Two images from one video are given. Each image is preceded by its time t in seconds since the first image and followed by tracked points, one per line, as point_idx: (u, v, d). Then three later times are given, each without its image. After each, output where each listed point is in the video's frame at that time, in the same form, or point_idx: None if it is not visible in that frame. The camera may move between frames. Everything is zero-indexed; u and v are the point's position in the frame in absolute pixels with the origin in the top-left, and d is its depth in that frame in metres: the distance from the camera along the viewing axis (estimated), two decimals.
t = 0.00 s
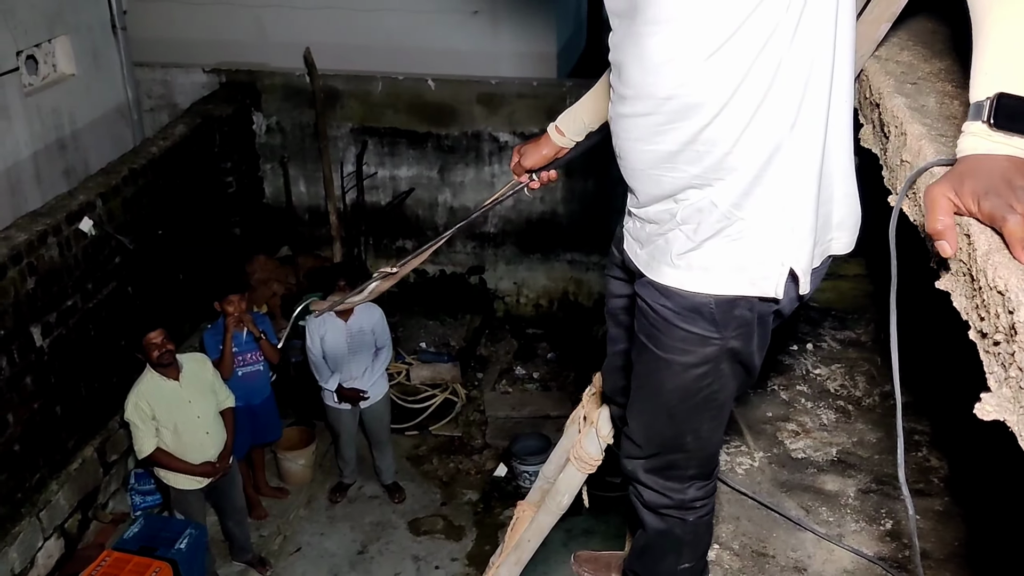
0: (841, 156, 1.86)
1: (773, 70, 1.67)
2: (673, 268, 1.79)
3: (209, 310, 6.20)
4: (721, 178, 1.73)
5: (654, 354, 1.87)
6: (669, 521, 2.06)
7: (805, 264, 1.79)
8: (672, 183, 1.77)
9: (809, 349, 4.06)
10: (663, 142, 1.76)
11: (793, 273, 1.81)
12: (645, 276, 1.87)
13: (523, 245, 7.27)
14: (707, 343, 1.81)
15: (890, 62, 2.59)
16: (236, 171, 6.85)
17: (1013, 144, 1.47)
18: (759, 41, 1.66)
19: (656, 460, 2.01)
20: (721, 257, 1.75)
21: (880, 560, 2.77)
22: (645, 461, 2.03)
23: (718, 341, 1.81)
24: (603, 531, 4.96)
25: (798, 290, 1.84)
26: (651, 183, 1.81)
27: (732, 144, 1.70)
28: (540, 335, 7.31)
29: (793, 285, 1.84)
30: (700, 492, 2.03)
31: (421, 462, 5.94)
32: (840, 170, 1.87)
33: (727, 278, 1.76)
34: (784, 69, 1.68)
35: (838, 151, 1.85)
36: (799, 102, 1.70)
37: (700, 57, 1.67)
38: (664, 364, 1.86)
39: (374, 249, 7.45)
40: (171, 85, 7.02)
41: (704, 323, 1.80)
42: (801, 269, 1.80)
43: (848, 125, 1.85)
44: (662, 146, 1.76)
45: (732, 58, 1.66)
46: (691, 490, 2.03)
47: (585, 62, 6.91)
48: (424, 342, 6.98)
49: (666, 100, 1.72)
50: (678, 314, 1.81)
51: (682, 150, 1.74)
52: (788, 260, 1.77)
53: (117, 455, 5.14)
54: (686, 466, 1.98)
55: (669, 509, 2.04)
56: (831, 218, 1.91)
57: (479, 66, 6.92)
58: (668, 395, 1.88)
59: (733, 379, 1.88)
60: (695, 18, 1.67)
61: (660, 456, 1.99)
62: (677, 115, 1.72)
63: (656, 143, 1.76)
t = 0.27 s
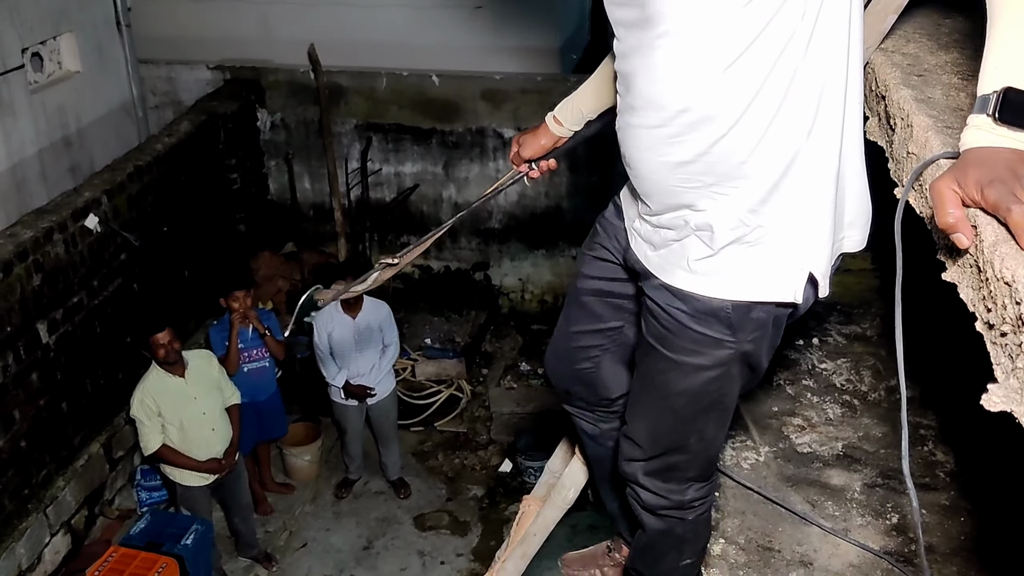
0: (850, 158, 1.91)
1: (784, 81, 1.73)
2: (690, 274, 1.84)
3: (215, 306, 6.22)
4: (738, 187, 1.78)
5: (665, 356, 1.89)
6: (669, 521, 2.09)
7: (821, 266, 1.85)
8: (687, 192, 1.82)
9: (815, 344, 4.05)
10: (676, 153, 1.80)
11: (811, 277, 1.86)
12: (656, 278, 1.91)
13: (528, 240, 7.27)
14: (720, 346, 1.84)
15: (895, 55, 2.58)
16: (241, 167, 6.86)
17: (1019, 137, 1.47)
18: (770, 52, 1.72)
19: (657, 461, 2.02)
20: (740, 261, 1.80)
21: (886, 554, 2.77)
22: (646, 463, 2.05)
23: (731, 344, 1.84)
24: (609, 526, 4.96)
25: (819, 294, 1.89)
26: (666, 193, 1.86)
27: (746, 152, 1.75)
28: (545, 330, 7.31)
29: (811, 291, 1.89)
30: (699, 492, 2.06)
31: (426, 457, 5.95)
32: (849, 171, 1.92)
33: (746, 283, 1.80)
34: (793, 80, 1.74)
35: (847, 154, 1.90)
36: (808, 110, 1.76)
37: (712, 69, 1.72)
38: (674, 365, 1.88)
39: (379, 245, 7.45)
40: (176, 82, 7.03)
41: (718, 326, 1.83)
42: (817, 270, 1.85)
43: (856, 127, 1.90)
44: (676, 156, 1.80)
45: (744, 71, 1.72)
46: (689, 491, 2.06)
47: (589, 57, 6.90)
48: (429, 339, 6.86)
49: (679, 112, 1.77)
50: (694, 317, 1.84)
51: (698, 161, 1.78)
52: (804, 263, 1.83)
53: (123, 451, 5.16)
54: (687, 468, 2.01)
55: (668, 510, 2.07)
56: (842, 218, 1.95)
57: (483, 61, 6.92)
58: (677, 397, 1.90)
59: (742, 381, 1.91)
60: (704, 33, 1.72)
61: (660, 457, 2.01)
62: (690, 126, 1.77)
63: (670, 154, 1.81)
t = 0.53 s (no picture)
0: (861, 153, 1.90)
1: (802, 85, 1.71)
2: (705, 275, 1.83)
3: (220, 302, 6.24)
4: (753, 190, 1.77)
5: (675, 351, 1.90)
6: (672, 516, 2.13)
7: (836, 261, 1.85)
8: (703, 195, 1.80)
9: (819, 337, 4.05)
10: (692, 157, 1.77)
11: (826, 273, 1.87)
12: (667, 272, 1.89)
13: (532, 235, 7.27)
14: (734, 341, 1.85)
15: (900, 46, 2.57)
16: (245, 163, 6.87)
17: None
18: (787, 57, 1.70)
19: (658, 458, 2.06)
20: (756, 264, 1.79)
21: (890, 547, 2.77)
22: (647, 463, 2.09)
23: (745, 339, 1.85)
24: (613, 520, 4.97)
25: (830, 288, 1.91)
26: (680, 197, 1.83)
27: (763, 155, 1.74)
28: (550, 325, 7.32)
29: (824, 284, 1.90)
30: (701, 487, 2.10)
31: (431, 452, 5.97)
32: (861, 165, 1.91)
33: (764, 283, 1.80)
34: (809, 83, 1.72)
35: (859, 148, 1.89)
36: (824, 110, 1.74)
37: (728, 73, 1.69)
38: (685, 362, 1.90)
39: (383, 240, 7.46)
40: (179, 78, 7.04)
41: (733, 322, 1.84)
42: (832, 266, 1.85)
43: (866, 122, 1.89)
44: (692, 159, 1.77)
45: (761, 76, 1.69)
46: (692, 487, 2.10)
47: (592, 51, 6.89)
48: (432, 332, 6.97)
49: (695, 116, 1.74)
50: (708, 314, 1.84)
51: (714, 167, 1.76)
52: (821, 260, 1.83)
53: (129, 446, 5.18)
54: (689, 466, 2.05)
55: (671, 506, 2.12)
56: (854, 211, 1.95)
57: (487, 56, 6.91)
58: (686, 393, 1.93)
59: (751, 376, 1.94)
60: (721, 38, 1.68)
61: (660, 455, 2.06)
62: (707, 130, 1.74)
63: (686, 158, 1.77)
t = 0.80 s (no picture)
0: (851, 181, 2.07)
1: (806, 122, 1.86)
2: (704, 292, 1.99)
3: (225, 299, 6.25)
4: (749, 214, 1.94)
5: (662, 365, 2.04)
6: (642, 527, 2.23)
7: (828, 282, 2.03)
8: (708, 219, 1.95)
9: (825, 333, 4.04)
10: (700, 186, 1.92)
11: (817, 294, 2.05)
12: (660, 287, 2.06)
13: (537, 232, 7.26)
14: (720, 357, 2.02)
15: (906, 41, 2.56)
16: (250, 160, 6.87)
17: None
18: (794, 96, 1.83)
19: (625, 474, 2.14)
20: (749, 282, 1.97)
21: (896, 544, 2.77)
22: (612, 479, 2.16)
23: (730, 355, 2.02)
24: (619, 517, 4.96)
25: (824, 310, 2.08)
26: (688, 220, 1.97)
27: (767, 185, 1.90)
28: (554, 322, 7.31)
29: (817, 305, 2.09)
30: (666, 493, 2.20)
31: (436, 448, 5.97)
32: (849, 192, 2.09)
33: (762, 301, 1.97)
34: (808, 121, 1.87)
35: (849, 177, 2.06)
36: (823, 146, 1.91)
37: (740, 110, 1.83)
38: (668, 374, 2.03)
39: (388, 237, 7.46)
40: (184, 75, 7.04)
41: (720, 339, 2.01)
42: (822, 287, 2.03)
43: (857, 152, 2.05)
44: (701, 187, 1.91)
45: (766, 114, 1.83)
46: (656, 497, 2.20)
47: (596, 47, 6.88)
48: (437, 330, 6.95)
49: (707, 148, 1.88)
50: (697, 329, 2.01)
51: (717, 193, 1.91)
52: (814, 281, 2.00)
53: (135, 443, 5.20)
54: (656, 479, 2.15)
55: (640, 517, 2.21)
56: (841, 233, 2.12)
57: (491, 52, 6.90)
58: (670, 402, 2.05)
59: (733, 389, 2.09)
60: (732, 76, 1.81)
61: (626, 471, 2.14)
62: (717, 162, 1.88)
63: (696, 185, 1.91)
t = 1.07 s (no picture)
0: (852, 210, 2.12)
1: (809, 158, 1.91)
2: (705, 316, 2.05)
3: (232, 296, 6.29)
4: (756, 244, 2.01)
5: (655, 382, 2.10)
6: (626, 536, 2.35)
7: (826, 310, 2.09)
8: (711, 249, 2.01)
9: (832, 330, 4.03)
10: (704, 217, 1.97)
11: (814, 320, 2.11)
12: (660, 310, 2.13)
13: (543, 229, 7.25)
14: (715, 378, 2.08)
15: (914, 37, 2.56)
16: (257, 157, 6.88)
17: None
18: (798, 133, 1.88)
19: (608, 489, 2.23)
20: (754, 309, 2.03)
21: (903, 540, 2.77)
22: (596, 494, 2.24)
23: (724, 376, 2.08)
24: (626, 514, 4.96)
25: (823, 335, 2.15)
26: (691, 249, 2.03)
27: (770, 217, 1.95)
28: (560, 318, 7.31)
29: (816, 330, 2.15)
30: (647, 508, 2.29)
31: (442, 445, 5.98)
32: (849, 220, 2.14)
33: (762, 327, 2.03)
34: (817, 159, 1.93)
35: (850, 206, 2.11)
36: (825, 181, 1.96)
37: (745, 146, 1.88)
38: (659, 391, 2.09)
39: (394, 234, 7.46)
40: (190, 72, 7.05)
41: (715, 360, 2.06)
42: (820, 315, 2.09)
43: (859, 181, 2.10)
44: (705, 218, 1.97)
45: (771, 150, 1.88)
46: (636, 512, 2.29)
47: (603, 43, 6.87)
48: (443, 327, 6.99)
49: (712, 181, 1.93)
50: (693, 349, 2.06)
51: (726, 225, 1.97)
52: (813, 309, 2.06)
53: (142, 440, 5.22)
54: (635, 499, 2.24)
55: (622, 529, 2.32)
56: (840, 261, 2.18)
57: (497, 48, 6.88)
58: (658, 419, 2.12)
59: (723, 411, 2.16)
60: (747, 117, 1.86)
61: (605, 488, 2.23)
62: (722, 194, 1.93)
63: (700, 216, 1.97)
